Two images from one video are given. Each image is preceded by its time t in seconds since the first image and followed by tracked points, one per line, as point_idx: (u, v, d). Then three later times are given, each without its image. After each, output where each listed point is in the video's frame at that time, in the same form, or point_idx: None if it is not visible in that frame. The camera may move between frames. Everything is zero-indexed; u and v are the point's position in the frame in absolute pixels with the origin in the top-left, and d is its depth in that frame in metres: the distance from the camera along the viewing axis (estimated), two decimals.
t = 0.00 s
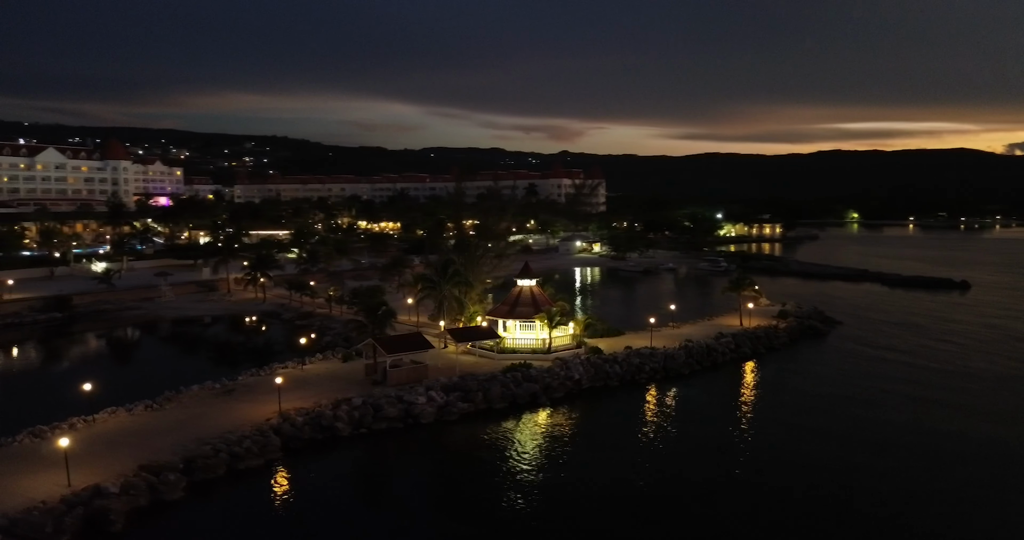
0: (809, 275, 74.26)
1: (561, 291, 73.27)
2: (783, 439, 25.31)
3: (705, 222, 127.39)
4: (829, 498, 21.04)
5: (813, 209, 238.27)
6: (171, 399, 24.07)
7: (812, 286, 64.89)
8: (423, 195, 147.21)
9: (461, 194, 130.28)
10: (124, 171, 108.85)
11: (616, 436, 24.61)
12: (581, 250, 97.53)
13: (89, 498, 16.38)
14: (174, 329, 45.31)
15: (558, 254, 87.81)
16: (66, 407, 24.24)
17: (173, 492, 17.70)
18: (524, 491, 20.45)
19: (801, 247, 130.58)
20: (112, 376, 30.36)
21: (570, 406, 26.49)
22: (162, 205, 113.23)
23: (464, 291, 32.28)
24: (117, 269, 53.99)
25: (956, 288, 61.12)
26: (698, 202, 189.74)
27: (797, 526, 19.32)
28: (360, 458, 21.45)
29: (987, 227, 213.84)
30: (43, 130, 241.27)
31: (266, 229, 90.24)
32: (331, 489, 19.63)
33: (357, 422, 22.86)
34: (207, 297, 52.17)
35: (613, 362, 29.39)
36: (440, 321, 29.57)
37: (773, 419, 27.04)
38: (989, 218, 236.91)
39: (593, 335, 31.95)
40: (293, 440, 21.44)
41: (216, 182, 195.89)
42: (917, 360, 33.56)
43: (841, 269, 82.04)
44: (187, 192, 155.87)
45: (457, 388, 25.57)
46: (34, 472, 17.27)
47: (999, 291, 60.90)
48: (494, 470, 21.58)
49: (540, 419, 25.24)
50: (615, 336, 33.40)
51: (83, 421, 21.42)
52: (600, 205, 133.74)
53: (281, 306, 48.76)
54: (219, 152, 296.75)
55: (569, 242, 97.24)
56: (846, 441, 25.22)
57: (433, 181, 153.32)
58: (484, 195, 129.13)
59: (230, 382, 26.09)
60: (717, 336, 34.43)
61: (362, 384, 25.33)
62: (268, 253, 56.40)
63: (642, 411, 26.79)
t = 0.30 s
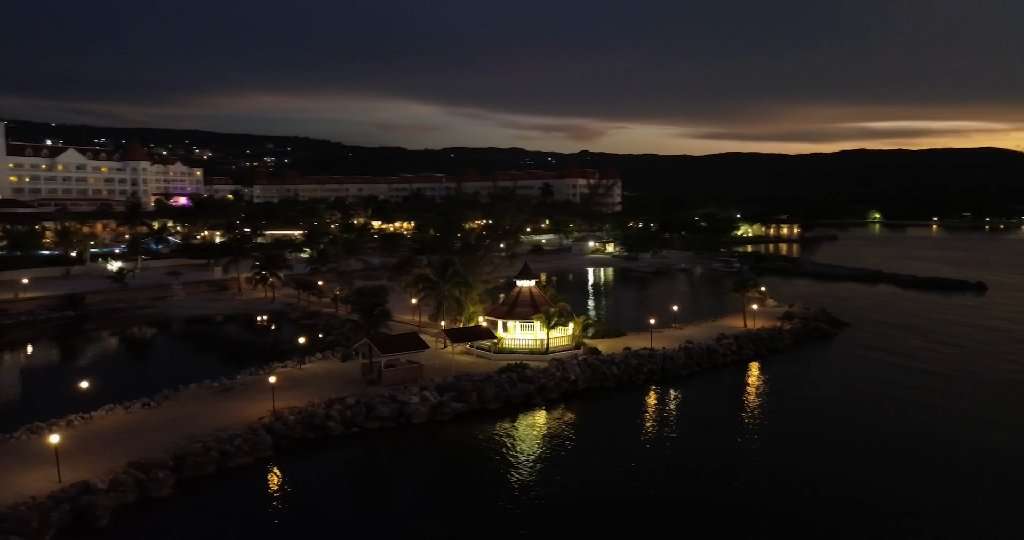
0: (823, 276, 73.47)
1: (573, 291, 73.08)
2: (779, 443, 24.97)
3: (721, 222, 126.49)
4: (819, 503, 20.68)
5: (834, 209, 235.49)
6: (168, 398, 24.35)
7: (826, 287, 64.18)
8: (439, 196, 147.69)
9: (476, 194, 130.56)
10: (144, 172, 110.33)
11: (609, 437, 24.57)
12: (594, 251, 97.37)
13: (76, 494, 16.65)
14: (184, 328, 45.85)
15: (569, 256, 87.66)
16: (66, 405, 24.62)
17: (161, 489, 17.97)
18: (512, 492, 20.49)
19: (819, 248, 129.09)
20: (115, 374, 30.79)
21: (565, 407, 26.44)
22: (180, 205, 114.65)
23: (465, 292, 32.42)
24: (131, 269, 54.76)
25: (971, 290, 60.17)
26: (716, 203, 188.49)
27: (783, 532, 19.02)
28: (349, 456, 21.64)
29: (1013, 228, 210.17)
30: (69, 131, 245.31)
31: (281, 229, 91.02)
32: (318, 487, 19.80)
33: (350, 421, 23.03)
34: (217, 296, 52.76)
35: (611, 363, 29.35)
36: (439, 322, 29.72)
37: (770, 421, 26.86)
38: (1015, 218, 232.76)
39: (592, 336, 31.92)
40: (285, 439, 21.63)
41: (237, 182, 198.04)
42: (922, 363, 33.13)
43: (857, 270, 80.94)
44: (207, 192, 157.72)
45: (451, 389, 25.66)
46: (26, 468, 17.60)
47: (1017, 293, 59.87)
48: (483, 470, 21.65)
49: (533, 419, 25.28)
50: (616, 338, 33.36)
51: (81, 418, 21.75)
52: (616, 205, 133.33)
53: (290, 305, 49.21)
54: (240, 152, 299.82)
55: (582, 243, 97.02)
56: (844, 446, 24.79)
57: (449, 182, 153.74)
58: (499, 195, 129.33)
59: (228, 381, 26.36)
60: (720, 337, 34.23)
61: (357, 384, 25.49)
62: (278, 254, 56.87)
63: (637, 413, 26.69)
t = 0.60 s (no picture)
0: (838, 278, 72.70)
1: (584, 291, 72.92)
2: (774, 445, 24.74)
3: (737, 222, 125.52)
4: (808, 510, 20.26)
5: (855, 209, 232.77)
6: (166, 396, 24.68)
7: (839, 288, 63.47)
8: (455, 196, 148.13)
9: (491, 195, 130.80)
10: (163, 173, 111.74)
11: (602, 438, 24.54)
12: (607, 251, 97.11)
13: (64, 491, 16.98)
14: (194, 326, 46.45)
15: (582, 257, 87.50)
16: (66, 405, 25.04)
17: (150, 487, 18.25)
18: (500, 492, 20.55)
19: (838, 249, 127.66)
20: (119, 375, 31.28)
21: (559, 408, 26.44)
22: (199, 205, 116.12)
23: (464, 292, 32.58)
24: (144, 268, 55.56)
25: (988, 291, 59.18)
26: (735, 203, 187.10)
27: (767, 536, 18.74)
28: (339, 455, 21.81)
29: None
30: (94, 133, 249.28)
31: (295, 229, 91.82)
32: (307, 485, 19.99)
33: (342, 421, 23.20)
34: (228, 296, 53.37)
35: (608, 364, 29.32)
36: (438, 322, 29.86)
37: (768, 423, 26.67)
38: None
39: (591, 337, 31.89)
40: (277, 438, 21.86)
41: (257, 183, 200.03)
42: (928, 367, 32.70)
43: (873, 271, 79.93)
44: (227, 192, 159.43)
45: (446, 389, 25.77)
46: (18, 465, 17.94)
47: None
48: (473, 469, 21.72)
49: (527, 420, 25.31)
50: (617, 339, 33.30)
51: (78, 416, 22.13)
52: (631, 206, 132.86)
53: (298, 305, 49.65)
54: (261, 153, 302.71)
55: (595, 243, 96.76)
56: (840, 450, 24.50)
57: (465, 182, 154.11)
58: (514, 195, 129.47)
59: (227, 380, 26.65)
60: (722, 339, 34.01)
61: (353, 384, 25.66)
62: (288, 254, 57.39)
63: (632, 415, 26.57)
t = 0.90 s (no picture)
0: (852, 278, 71.97)
1: (595, 291, 72.76)
2: (769, 447, 24.57)
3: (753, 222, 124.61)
4: (797, 513, 20.06)
5: (877, 209, 229.83)
6: (163, 395, 25.03)
7: (852, 289, 62.83)
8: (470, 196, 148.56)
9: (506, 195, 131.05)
10: (181, 173, 112.96)
11: (595, 439, 24.52)
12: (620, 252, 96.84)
13: (53, 487, 17.28)
14: (203, 325, 47.04)
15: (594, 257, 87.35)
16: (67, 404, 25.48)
17: (139, 483, 18.53)
18: (488, 491, 20.60)
19: (856, 249, 126.29)
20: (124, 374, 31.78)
21: (554, 409, 26.45)
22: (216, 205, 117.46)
23: (464, 293, 32.67)
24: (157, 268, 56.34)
25: (1003, 293, 58.27)
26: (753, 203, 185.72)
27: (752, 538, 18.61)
28: (330, 453, 21.98)
29: None
30: (118, 133, 252.96)
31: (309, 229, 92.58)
32: (295, 483, 20.18)
33: (335, 420, 23.39)
34: (238, 295, 53.96)
35: (605, 365, 29.30)
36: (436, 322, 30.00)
37: (765, 424, 26.46)
38: None
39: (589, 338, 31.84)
40: (269, 436, 22.07)
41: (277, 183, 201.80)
42: (933, 370, 32.28)
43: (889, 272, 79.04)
44: (245, 192, 161.04)
45: (440, 389, 25.88)
46: (11, 462, 18.31)
47: None
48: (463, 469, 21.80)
49: (521, 420, 25.33)
50: (616, 340, 33.24)
51: (77, 413, 22.51)
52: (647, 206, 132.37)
53: (306, 305, 50.10)
54: (281, 153, 305.46)
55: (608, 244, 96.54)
56: (836, 452, 24.28)
57: (481, 182, 154.53)
58: (529, 195, 129.58)
59: (226, 378, 26.98)
60: (723, 340, 33.84)
61: (348, 384, 25.85)
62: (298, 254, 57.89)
63: (627, 415, 26.52)
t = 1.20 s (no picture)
0: (865, 279, 71.19)
1: (605, 292, 72.58)
2: (765, 447, 24.41)
3: (769, 222, 123.61)
4: (786, 513, 19.95)
5: (898, 209, 227.02)
6: (161, 393, 25.35)
7: (863, 290, 62.13)
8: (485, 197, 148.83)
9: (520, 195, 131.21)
10: (198, 173, 114.22)
11: (588, 439, 24.52)
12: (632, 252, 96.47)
13: (43, 483, 17.58)
14: (211, 324, 47.60)
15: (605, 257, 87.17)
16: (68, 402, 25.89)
17: (129, 480, 18.80)
18: (476, 491, 20.66)
19: (873, 250, 124.86)
20: (129, 372, 32.26)
21: (548, 409, 26.44)
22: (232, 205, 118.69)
23: (463, 294, 32.72)
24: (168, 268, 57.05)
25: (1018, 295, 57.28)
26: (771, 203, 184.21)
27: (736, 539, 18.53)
28: (321, 452, 22.16)
29: None
30: (139, 134, 256.36)
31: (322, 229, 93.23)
32: (285, 481, 20.38)
33: (328, 419, 23.56)
34: (248, 294, 54.52)
35: (602, 366, 29.26)
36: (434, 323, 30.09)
37: (761, 425, 26.31)
38: None
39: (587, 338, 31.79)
40: (261, 435, 22.30)
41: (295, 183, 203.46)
42: (936, 373, 31.87)
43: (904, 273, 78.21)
44: (263, 192, 162.54)
45: (434, 389, 25.98)
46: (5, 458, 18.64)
47: None
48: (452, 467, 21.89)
49: (515, 420, 25.34)
50: (616, 340, 33.18)
51: (76, 410, 22.90)
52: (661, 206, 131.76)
53: (313, 305, 50.50)
54: (299, 154, 307.78)
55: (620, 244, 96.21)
56: (832, 453, 24.07)
57: (495, 182, 154.77)
58: (542, 195, 129.64)
59: (225, 377, 27.30)
60: (723, 341, 33.63)
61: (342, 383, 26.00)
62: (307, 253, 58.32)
63: (621, 416, 26.46)
